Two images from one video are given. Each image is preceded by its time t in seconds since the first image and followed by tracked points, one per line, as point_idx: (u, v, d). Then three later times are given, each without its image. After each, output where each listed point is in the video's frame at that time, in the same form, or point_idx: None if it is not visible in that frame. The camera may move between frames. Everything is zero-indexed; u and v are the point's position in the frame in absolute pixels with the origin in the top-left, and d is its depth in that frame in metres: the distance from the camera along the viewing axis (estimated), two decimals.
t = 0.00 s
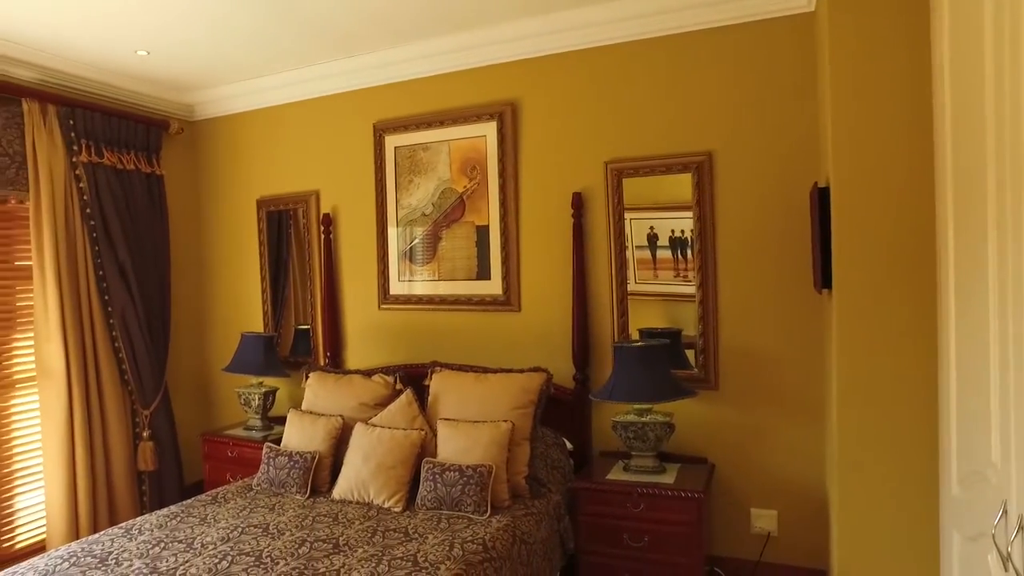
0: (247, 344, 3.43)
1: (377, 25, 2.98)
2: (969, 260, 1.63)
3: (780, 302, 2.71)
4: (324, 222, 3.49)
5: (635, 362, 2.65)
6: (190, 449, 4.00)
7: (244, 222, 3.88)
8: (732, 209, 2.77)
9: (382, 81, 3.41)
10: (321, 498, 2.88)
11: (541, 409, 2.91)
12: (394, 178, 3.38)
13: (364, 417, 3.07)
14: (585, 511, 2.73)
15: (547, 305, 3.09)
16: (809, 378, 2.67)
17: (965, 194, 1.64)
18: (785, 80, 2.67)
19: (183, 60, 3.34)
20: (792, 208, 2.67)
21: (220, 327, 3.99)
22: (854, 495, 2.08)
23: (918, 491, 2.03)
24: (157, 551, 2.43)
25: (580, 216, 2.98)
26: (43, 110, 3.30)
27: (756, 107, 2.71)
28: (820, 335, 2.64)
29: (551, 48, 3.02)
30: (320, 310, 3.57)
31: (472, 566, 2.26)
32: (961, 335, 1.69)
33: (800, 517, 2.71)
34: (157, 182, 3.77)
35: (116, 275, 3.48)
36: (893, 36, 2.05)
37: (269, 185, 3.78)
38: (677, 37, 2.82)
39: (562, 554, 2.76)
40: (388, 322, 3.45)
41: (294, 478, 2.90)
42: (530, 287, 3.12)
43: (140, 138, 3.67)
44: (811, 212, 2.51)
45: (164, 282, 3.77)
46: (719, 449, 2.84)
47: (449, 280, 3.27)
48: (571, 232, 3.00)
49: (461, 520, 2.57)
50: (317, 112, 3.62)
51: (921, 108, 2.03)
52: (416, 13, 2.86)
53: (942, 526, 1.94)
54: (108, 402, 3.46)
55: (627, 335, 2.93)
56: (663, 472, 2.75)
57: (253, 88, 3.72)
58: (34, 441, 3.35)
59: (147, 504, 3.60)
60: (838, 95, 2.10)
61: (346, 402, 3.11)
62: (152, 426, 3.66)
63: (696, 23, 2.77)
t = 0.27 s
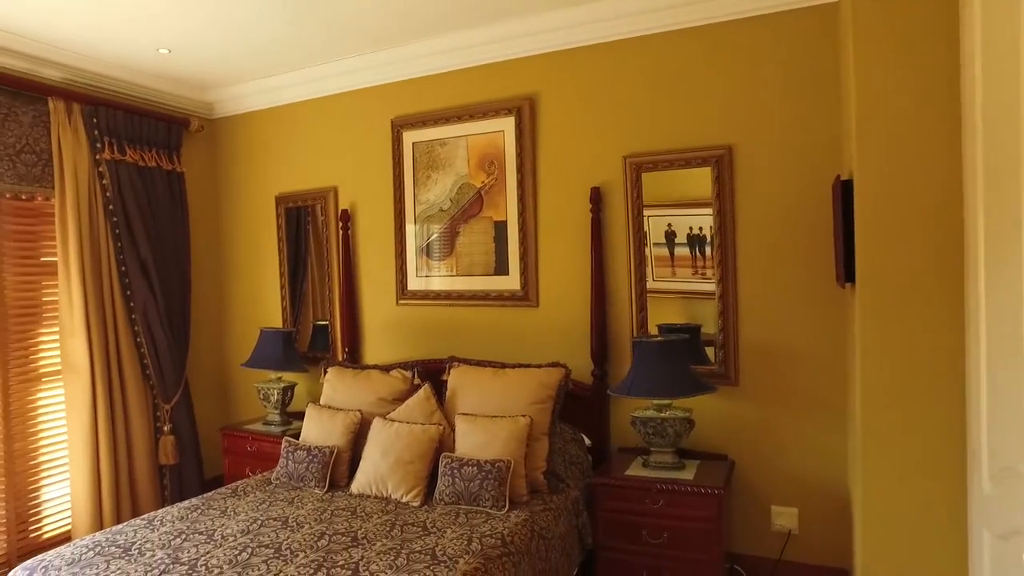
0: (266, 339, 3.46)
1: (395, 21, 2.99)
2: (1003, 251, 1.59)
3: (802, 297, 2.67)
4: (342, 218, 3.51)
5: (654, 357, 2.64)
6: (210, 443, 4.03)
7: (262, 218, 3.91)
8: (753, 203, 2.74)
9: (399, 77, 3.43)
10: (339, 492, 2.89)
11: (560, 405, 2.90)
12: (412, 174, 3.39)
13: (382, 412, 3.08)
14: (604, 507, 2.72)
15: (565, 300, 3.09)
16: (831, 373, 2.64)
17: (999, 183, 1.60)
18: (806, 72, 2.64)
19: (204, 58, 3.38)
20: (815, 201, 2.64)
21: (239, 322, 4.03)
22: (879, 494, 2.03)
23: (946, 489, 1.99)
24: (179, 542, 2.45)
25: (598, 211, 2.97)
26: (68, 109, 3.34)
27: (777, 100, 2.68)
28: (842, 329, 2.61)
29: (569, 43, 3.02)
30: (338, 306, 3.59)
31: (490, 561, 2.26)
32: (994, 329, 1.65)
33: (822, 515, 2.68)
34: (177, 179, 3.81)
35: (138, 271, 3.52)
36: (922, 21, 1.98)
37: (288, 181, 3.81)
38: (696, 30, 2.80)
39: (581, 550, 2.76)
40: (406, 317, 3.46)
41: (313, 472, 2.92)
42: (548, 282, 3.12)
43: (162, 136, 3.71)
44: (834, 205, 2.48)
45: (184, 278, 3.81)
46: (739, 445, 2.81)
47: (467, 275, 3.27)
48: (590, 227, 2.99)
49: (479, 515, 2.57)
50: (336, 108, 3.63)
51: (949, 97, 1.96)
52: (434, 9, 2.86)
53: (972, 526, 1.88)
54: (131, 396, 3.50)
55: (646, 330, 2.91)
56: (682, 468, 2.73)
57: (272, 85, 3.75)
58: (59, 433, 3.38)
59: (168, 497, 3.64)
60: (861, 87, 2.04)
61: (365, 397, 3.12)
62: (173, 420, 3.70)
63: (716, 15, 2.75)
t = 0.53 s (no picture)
0: (284, 335, 3.47)
1: (413, 16, 2.98)
2: None
3: (824, 291, 2.63)
4: (360, 214, 3.52)
5: (673, 353, 2.61)
6: (228, 438, 4.06)
7: (280, 215, 3.93)
8: (773, 197, 2.70)
9: (416, 73, 3.43)
10: (357, 487, 2.89)
11: (578, 401, 2.88)
12: (429, 169, 3.39)
13: (399, 408, 3.08)
14: (622, 504, 2.69)
15: (582, 295, 3.07)
16: (854, 369, 2.60)
17: None
18: (830, 64, 2.59)
19: (223, 56, 3.40)
20: (837, 194, 2.60)
21: (257, 319, 4.05)
22: (906, 497, 1.96)
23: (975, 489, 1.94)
24: (198, 535, 2.47)
25: (616, 205, 2.95)
26: (91, 107, 3.38)
27: (799, 93, 2.64)
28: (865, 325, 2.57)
29: (586, 36, 3.00)
30: (355, 302, 3.60)
31: (508, 557, 2.25)
32: None
33: (845, 514, 2.63)
34: (197, 176, 3.84)
35: (158, 267, 3.55)
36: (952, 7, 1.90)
37: (306, 178, 3.82)
38: (716, 22, 2.77)
39: (598, 547, 2.74)
40: (423, 313, 3.46)
41: (330, 467, 2.92)
42: (565, 278, 3.10)
43: (181, 133, 3.74)
44: (857, 198, 2.43)
45: (204, 275, 3.84)
46: (760, 442, 2.77)
47: (484, 271, 3.26)
48: (608, 222, 2.97)
49: (497, 511, 2.55)
50: (353, 105, 3.64)
51: (980, 88, 1.89)
52: (452, 4, 2.86)
53: (1005, 531, 1.81)
54: (151, 391, 3.54)
55: (665, 326, 2.89)
56: (701, 465, 2.70)
57: (290, 83, 3.77)
58: (82, 427, 3.45)
59: (188, 492, 3.68)
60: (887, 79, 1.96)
61: (382, 393, 3.12)
62: (192, 415, 3.73)
63: (736, 7, 2.72)
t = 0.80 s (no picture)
0: (299, 332, 3.47)
1: (427, 12, 2.97)
2: None
3: (845, 288, 2.58)
4: (375, 211, 3.51)
5: (691, 351, 2.57)
6: (244, 434, 4.08)
7: (295, 212, 3.94)
8: (793, 193, 2.66)
9: (431, 70, 3.41)
10: (371, 484, 2.89)
11: (593, 399, 2.86)
12: (444, 166, 3.38)
13: (413, 405, 3.07)
14: (638, 503, 2.66)
15: (598, 292, 3.05)
16: (875, 368, 2.54)
17: None
18: (851, 55, 2.54)
19: (238, 54, 3.41)
20: (858, 188, 2.54)
21: (272, 316, 4.07)
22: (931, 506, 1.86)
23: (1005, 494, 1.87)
24: (213, 531, 2.47)
25: (633, 201, 2.92)
26: (109, 105, 3.41)
27: (820, 85, 2.59)
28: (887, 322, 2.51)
29: (602, 31, 2.97)
30: (370, 299, 3.60)
31: (523, 556, 2.22)
32: None
33: (866, 515, 2.58)
34: (212, 173, 3.85)
35: (174, 264, 3.57)
36: None
37: (320, 175, 3.83)
38: (734, 14, 2.73)
39: (614, 547, 2.71)
40: (437, 310, 3.45)
41: (344, 465, 2.92)
42: (581, 274, 3.08)
43: (197, 131, 3.75)
44: (880, 192, 2.38)
45: (219, 272, 3.85)
46: (779, 442, 2.72)
47: (499, 268, 3.25)
48: (624, 218, 2.94)
49: (512, 510, 2.53)
50: (367, 102, 3.64)
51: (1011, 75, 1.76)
52: None
53: None
54: (167, 387, 3.56)
55: (682, 323, 2.86)
56: (719, 465, 2.66)
57: (305, 80, 3.77)
58: (101, 423, 3.48)
59: (204, 488, 3.70)
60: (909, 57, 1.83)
61: (396, 390, 3.11)
62: (208, 411, 3.74)
63: None
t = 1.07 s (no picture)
0: (315, 328, 3.47)
1: (443, 6, 2.95)
2: None
3: (870, 283, 2.52)
4: (391, 207, 3.50)
5: (711, 348, 2.52)
6: (261, 430, 4.09)
7: (312, 209, 3.94)
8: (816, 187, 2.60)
9: (447, 65, 3.39)
10: (387, 481, 2.87)
11: (612, 396, 2.82)
12: (460, 162, 3.36)
13: (430, 401, 3.05)
14: (658, 503, 2.62)
15: (617, 288, 3.01)
16: (902, 365, 2.48)
17: None
18: (876, 45, 2.48)
19: (255, 50, 3.41)
20: (884, 181, 2.48)
21: (289, 313, 4.07)
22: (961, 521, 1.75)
23: None
24: (229, 527, 2.47)
25: (652, 196, 2.88)
26: (128, 102, 3.42)
27: (846, 75, 2.53)
28: (914, 318, 2.45)
29: (620, 23, 2.93)
30: (387, 295, 3.59)
31: (541, 555, 2.19)
32: None
33: (893, 516, 2.51)
34: (230, 170, 3.86)
35: (192, 260, 3.58)
36: None
37: (337, 171, 3.82)
38: (755, 4, 2.68)
39: (633, 546, 2.67)
40: (454, 307, 3.44)
41: (360, 461, 2.90)
42: (599, 270, 3.05)
43: (215, 127, 3.76)
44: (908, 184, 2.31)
45: (236, 269, 3.86)
46: (803, 441, 2.67)
47: (516, 264, 3.22)
48: (643, 213, 2.90)
49: (529, 508, 2.50)
50: (384, 98, 3.63)
51: None
52: None
53: None
54: (185, 383, 3.57)
55: (703, 320, 2.81)
56: (741, 464, 2.61)
57: (321, 76, 3.77)
58: (120, 419, 3.51)
59: (221, 483, 3.71)
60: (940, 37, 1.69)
61: (413, 386, 3.09)
62: (225, 407, 3.75)
63: None
